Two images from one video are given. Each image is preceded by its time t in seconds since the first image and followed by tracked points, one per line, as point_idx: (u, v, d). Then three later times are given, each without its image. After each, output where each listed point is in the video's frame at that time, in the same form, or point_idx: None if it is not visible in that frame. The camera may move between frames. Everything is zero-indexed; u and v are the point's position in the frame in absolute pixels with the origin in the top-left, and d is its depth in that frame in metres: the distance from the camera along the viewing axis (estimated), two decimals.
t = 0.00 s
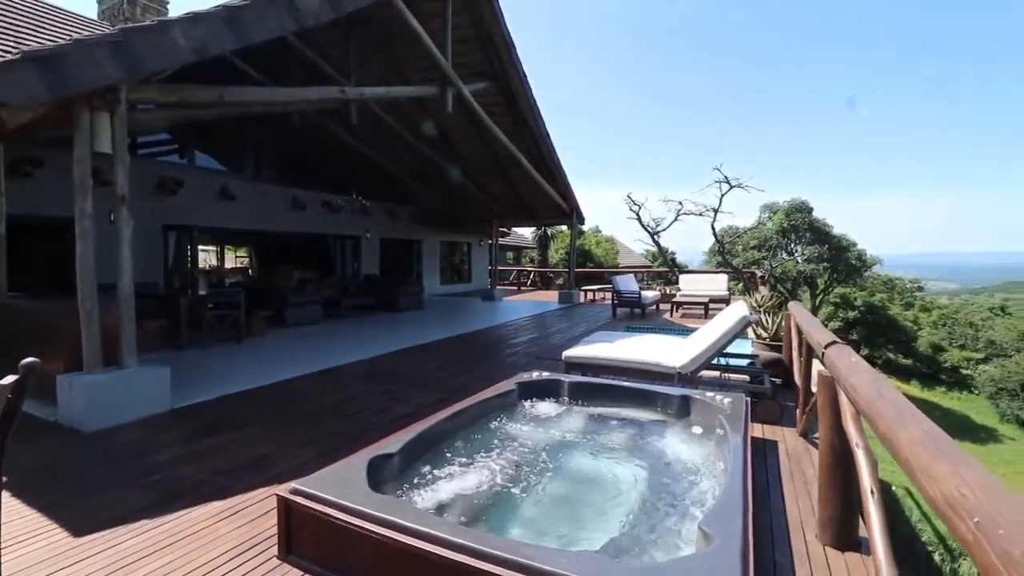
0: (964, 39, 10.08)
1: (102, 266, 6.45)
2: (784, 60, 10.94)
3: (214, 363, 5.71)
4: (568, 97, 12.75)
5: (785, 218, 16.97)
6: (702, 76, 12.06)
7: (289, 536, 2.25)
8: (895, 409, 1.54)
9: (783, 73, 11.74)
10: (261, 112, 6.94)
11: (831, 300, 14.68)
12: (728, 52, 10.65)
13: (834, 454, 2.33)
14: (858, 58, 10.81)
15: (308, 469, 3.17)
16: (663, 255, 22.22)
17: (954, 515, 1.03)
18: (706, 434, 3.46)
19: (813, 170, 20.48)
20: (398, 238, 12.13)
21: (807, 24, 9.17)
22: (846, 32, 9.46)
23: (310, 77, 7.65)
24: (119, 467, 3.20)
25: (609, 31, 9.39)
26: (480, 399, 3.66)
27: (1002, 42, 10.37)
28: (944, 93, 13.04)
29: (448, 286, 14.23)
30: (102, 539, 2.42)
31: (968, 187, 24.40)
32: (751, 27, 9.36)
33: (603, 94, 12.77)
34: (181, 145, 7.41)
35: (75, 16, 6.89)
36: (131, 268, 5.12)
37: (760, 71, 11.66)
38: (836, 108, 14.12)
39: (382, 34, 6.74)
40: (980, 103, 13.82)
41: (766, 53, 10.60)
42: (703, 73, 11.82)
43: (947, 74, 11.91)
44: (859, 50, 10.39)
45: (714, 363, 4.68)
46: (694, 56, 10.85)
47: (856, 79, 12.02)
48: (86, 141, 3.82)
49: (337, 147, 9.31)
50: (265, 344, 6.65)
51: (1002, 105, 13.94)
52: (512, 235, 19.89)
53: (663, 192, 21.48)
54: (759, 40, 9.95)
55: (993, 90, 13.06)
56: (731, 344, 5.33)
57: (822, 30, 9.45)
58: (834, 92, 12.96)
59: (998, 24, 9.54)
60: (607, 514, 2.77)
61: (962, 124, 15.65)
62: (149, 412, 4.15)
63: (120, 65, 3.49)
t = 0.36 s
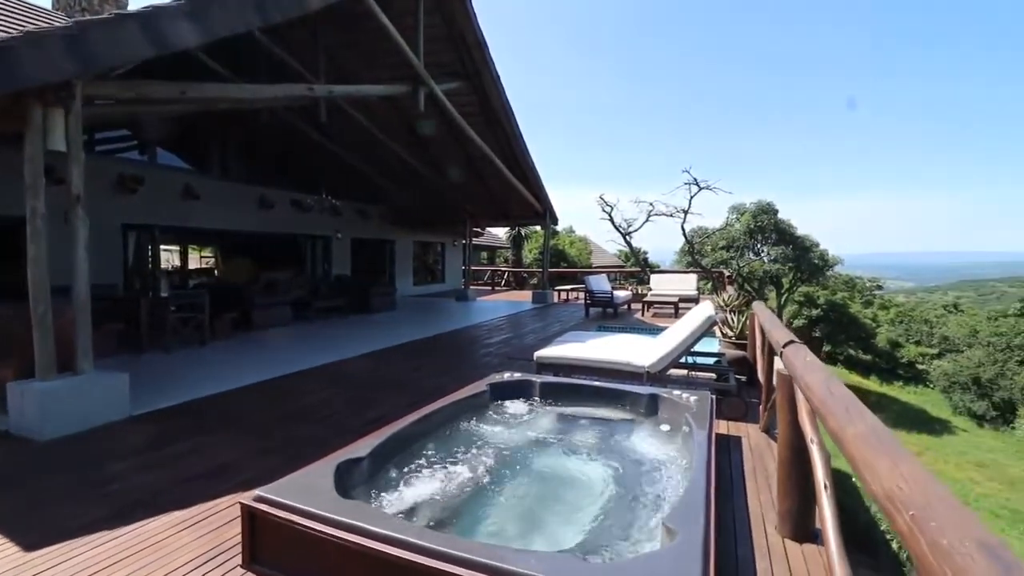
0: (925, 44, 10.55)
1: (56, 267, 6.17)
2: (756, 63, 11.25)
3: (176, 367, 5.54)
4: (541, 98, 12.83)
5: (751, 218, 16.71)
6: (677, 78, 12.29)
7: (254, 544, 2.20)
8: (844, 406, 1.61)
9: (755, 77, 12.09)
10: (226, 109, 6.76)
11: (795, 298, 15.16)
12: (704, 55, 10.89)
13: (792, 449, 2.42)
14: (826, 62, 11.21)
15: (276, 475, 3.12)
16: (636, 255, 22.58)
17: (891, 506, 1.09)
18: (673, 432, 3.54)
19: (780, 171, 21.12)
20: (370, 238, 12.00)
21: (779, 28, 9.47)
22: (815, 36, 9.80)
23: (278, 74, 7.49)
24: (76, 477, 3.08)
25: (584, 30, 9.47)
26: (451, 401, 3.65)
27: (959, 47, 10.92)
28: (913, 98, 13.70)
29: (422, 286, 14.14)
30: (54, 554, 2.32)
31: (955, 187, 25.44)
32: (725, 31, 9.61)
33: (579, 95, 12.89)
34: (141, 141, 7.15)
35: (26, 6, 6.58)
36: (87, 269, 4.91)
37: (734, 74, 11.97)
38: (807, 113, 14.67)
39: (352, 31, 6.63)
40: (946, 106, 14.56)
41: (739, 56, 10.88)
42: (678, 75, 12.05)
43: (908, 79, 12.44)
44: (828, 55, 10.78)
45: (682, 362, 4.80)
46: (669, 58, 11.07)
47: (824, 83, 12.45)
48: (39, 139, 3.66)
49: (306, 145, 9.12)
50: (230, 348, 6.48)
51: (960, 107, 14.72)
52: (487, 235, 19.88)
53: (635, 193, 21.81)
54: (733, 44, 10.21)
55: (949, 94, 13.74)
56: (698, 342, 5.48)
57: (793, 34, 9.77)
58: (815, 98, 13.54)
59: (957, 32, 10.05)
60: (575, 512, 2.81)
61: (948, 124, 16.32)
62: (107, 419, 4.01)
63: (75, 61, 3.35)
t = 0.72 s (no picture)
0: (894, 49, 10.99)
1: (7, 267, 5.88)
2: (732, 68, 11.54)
3: (137, 372, 5.35)
4: (518, 98, 12.85)
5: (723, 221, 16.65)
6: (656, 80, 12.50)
7: (215, 556, 2.14)
8: (797, 406, 1.67)
9: (731, 82, 12.41)
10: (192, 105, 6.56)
11: (764, 297, 16.18)
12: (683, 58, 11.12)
13: (753, 447, 2.49)
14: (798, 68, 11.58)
15: (241, 482, 3.05)
16: (610, 255, 22.88)
17: (835, 505, 1.13)
18: (642, 431, 3.59)
19: (749, 172, 21.72)
20: (342, 238, 11.84)
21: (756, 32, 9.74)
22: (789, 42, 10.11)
23: (246, 70, 7.31)
24: (30, 488, 2.95)
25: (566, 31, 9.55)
26: (423, 403, 3.63)
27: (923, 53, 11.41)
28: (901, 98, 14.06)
29: (396, 286, 14.03)
30: (4, 570, 2.22)
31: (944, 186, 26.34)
32: (704, 35, 9.83)
33: (558, 95, 12.97)
34: (101, 137, 6.89)
35: None
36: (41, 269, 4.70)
37: (711, 78, 12.23)
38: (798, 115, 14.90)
39: (323, 28, 6.50)
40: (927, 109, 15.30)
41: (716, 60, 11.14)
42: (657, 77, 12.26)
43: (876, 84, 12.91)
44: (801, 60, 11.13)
45: (652, 362, 4.89)
46: (649, 60, 11.26)
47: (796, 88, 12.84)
48: None
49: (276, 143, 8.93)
50: (197, 351, 6.31)
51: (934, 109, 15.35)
52: (462, 235, 19.84)
53: (608, 194, 22.09)
54: (711, 47, 10.44)
55: (913, 100, 14.32)
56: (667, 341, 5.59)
57: (768, 41, 10.06)
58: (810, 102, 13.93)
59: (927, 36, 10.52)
60: (544, 513, 2.84)
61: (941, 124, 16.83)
62: (62, 427, 3.85)
63: (28, 54, 3.21)
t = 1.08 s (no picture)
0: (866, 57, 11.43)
1: None
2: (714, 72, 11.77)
3: (96, 377, 5.19)
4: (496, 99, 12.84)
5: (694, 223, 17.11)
6: (639, 81, 12.61)
7: (176, 565, 2.08)
8: (753, 404, 1.72)
9: (710, 85, 12.67)
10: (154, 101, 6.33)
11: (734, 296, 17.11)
12: (665, 60, 11.30)
13: (717, 444, 2.55)
14: (776, 73, 11.89)
15: (205, 489, 2.98)
16: (585, 255, 23.07)
17: (784, 501, 1.16)
18: (613, 429, 3.64)
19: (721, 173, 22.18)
20: (314, 238, 11.65)
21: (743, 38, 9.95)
22: (772, 47, 10.37)
23: (212, 65, 7.10)
24: None
25: (556, 32, 9.66)
26: (394, 406, 3.60)
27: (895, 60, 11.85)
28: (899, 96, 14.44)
29: (370, 286, 13.86)
30: None
31: (925, 187, 27.36)
32: (682, 37, 9.99)
33: (541, 95, 13.00)
34: (59, 133, 6.62)
35: None
36: None
37: (691, 81, 12.47)
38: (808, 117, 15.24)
39: (293, 25, 6.36)
40: (908, 109, 15.61)
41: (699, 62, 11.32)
42: (639, 78, 12.41)
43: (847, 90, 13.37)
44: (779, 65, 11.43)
45: (623, 361, 4.97)
46: (632, 61, 11.37)
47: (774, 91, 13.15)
48: None
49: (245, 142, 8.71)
50: (162, 355, 6.11)
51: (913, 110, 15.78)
52: (437, 235, 19.71)
53: (583, 194, 22.17)
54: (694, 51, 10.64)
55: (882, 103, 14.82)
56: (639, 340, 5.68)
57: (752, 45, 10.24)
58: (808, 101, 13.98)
59: (894, 44, 10.90)
60: (515, 513, 2.86)
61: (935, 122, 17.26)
62: (16, 435, 3.69)
63: None
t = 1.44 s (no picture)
0: (846, 59, 11.73)
1: None
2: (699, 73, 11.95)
3: (54, 382, 4.98)
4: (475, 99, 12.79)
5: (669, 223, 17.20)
6: (623, 81, 12.69)
7: None
8: (714, 403, 1.76)
9: (693, 85, 12.85)
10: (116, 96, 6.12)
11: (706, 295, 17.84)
12: (651, 61, 11.40)
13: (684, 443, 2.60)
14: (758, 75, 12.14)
15: (168, 497, 2.89)
16: (561, 255, 23.21)
17: (738, 498, 1.19)
18: (584, 429, 3.68)
19: (695, 174, 22.58)
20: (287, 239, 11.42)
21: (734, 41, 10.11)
22: (759, 49, 10.57)
23: (178, 60, 6.89)
24: None
25: (540, 31, 9.65)
26: (365, 409, 3.57)
27: (872, 63, 12.23)
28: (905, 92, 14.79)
29: (344, 287, 13.68)
30: None
31: (927, 187, 28.60)
32: (662, 39, 10.13)
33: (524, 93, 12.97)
34: (14, 128, 6.33)
35: None
36: None
37: (675, 82, 12.62)
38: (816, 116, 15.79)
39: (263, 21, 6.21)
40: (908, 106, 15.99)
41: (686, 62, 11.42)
42: (625, 78, 12.50)
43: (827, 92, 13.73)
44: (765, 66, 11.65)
45: (596, 360, 5.03)
46: (618, 61, 11.45)
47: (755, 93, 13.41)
48: None
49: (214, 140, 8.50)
50: (124, 359, 5.89)
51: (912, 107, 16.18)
52: (413, 235, 19.56)
53: (559, 195, 22.16)
54: (681, 51, 10.76)
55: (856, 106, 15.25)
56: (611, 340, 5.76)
57: (741, 46, 10.36)
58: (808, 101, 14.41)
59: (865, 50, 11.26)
60: (486, 514, 2.88)
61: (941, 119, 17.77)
62: None
63: None
